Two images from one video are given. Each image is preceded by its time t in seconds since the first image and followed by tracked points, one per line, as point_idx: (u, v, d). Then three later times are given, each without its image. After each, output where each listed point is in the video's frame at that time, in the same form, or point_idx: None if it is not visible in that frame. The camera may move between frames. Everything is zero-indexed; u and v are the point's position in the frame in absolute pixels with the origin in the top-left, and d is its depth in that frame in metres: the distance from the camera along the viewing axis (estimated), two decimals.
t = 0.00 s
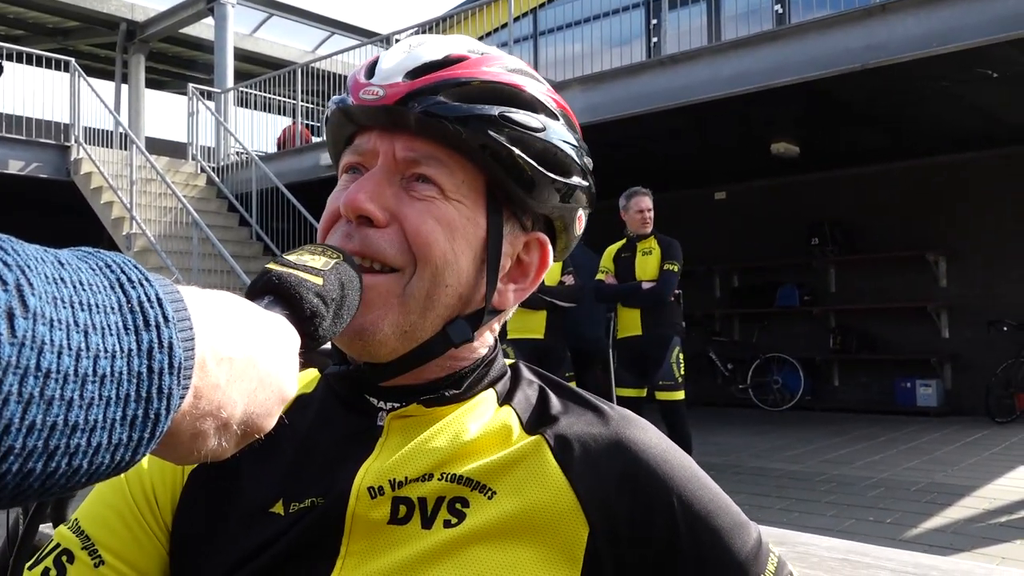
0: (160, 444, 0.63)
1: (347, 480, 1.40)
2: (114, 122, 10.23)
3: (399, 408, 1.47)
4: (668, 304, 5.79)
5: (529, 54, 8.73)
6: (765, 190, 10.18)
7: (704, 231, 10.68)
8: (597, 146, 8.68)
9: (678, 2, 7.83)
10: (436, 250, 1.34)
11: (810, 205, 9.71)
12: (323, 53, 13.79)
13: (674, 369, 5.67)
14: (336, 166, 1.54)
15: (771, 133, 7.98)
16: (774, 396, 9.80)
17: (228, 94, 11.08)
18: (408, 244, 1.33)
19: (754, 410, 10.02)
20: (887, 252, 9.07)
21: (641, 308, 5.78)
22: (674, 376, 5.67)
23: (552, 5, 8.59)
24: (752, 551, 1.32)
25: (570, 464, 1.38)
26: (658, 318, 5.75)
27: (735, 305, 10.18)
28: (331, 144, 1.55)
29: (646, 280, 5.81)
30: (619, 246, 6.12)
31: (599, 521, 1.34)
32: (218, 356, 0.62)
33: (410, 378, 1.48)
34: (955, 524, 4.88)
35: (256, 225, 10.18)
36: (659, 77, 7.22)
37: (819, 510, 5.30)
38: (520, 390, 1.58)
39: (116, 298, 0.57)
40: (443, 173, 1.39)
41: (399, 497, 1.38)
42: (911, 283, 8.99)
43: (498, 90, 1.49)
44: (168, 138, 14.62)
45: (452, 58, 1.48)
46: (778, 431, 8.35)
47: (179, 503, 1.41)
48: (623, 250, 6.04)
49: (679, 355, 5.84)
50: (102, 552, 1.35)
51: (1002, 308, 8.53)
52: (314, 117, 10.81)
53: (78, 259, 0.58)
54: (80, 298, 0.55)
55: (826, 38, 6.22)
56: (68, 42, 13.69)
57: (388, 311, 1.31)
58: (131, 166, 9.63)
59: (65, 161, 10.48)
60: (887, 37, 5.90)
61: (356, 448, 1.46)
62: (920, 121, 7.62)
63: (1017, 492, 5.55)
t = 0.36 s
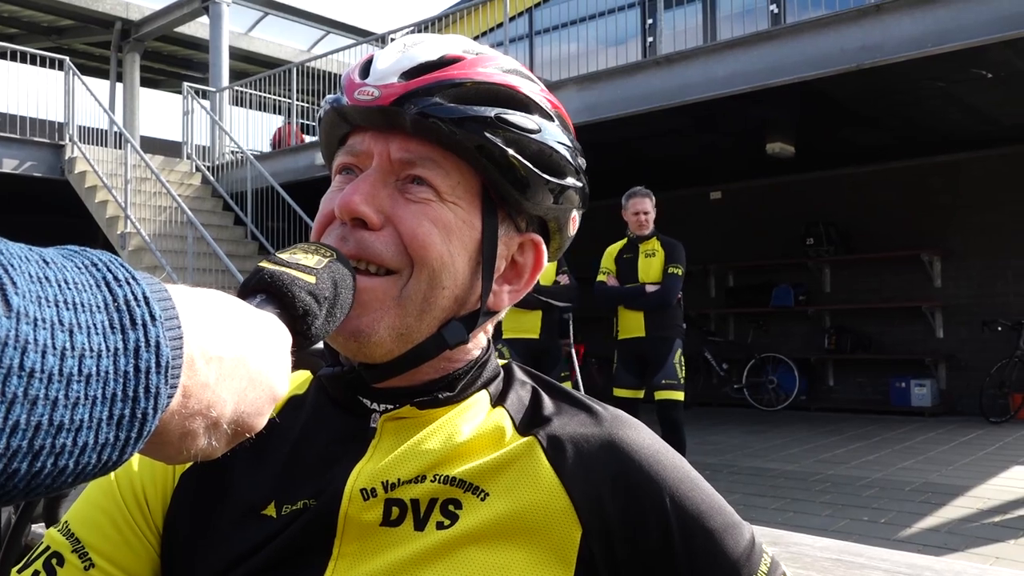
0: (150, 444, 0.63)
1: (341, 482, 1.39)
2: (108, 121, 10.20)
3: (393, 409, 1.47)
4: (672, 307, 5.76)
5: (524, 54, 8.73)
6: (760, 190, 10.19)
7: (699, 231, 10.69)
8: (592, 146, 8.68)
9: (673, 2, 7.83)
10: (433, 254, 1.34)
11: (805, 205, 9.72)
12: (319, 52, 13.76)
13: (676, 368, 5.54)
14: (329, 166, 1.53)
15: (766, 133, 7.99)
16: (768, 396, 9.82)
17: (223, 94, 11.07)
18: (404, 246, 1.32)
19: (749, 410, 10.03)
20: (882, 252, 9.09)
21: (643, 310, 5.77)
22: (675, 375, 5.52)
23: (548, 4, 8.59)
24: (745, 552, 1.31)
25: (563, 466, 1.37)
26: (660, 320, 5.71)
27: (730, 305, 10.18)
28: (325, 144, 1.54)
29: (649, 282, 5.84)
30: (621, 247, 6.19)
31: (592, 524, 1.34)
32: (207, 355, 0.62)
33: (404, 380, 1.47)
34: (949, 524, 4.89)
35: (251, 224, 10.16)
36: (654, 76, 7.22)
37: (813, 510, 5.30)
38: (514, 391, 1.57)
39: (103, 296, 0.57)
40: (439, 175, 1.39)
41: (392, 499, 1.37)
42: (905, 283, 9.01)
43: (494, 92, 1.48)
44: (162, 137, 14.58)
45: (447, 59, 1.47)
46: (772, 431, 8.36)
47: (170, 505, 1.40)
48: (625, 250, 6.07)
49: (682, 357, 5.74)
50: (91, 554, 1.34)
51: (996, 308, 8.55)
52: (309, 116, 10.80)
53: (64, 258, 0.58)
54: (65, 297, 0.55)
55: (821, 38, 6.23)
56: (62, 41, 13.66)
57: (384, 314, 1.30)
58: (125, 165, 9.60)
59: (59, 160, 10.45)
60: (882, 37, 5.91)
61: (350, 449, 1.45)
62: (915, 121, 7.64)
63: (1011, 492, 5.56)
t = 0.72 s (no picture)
0: (145, 451, 0.63)
1: (343, 484, 1.39)
2: (110, 121, 10.20)
3: (399, 413, 1.46)
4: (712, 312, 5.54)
5: (526, 55, 8.72)
6: (762, 191, 10.17)
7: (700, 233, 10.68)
8: (593, 147, 8.67)
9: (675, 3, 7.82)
10: (475, 270, 1.39)
11: (806, 207, 9.71)
12: (320, 52, 13.75)
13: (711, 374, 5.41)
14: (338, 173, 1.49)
15: (767, 134, 7.99)
16: (769, 398, 9.84)
17: (224, 94, 11.07)
18: (450, 267, 1.36)
19: (750, 411, 10.02)
20: (884, 253, 9.07)
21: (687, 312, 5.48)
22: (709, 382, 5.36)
23: (550, 5, 8.55)
24: (750, 554, 1.30)
25: (568, 467, 1.37)
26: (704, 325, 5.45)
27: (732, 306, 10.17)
28: (326, 145, 1.49)
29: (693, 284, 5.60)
30: (659, 245, 5.86)
31: (597, 527, 1.33)
32: (203, 362, 0.62)
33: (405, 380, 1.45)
34: (951, 527, 4.88)
35: (252, 225, 10.16)
36: (656, 78, 7.21)
37: (815, 512, 5.29)
38: (518, 393, 1.57)
39: (96, 303, 0.57)
40: (475, 190, 1.42)
41: (397, 501, 1.37)
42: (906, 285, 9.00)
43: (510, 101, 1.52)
44: (163, 137, 14.57)
45: (465, 72, 1.50)
46: (774, 433, 8.34)
47: (174, 507, 1.40)
48: (664, 250, 5.75)
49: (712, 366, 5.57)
50: (95, 557, 1.34)
51: (998, 310, 8.52)
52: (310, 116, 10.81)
53: (57, 264, 0.59)
54: (58, 303, 0.55)
55: (823, 40, 6.23)
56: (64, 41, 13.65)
57: (435, 335, 1.34)
58: (127, 165, 9.60)
59: (61, 160, 10.45)
60: (884, 39, 5.91)
61: (353, 451, 1.45)
62: (918, 123, 7.63)
63: (1012, 495, 5.55)
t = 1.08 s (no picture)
0: (153, 462, 0.63)
1: (345, 487, 1.39)
2: (112, 123, 10.21)
3: (399, 415, 1.46)
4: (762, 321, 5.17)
5: (527, 56, 8.72)
6: (763, 192, 10.17)
7: (702, 233, 10.68)
8: (594, 148, 8.68)
9: (676, 4, 7.82)
10: (488, 276, 1.42)
11: (808, 207, 9.70)
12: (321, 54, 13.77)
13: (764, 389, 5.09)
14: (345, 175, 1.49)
15: (769, 135, 7.98)
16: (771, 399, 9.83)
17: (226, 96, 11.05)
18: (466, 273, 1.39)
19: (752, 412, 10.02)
20: (886, 254, 9.07)
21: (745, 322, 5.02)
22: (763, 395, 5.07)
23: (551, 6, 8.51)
24: (751, 552, 1.29)
25: (567, 468, 1.37)
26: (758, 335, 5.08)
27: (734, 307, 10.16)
28: (331, 148, 1.48)
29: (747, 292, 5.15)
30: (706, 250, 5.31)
31: (598, 529, 1.33)
32: (210, 371, 0.63)
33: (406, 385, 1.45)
34: (953, 527, 4.87)
35: (254, 226, 10.17)
36: (657, 79, 7.21)
37: (817, 512, 5.29)
38: (518, 394, 1.57)
39: (103, 310, 0.58)
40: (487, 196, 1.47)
41: (398, 503, 1.37)
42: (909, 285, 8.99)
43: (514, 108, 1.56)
44: (165, 139, 14.59)
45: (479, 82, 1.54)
46: (776, 434, 8.34)
47: (176, 511, 1.40)
48: (716, 257, 5.21)
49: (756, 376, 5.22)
50: (97, 560, 1.34)
51: (1001, 310, 8.51)
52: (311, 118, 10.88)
53: (64, 271, 0.60)
54: (65, 311, 0.56)
55: (824, 40, 6.23)
56: (65, 43, 13.68)
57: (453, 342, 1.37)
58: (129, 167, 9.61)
59: (63, 163, 10.47)
60: (885, 40, 5.91)
61: (354, 454, 1.45)
62: (919, 123, 7.62)
63: (1015, 495, 5.55)
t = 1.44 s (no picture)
0: (149, 467, 0.63)
1: (342, 488, 1.39)
2: (114, 125, 10.23)
3: (397, 416, 1.46)
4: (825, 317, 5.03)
5: (528, 60, 8.73)
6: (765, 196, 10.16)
7: (703, 237, 10.68)
8: (595, 151, 8.68)
9: (678, 8, 7.82)
10: (465, 272, 1.38)
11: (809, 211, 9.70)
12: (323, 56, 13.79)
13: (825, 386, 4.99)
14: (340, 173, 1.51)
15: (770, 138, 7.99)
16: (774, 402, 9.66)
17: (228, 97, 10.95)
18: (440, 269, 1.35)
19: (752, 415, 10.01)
20: (887, 258, 9.06)
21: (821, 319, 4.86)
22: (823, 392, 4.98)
23: (554, 8, 8.49)
24: (741, 527, 1.27)
25: (556, 456, 1.38)
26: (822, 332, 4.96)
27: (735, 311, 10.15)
28: (329, 146, 1.50)
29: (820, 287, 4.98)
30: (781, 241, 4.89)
31: (592, 514, 1.32)
32: (207, 377, 0.63)
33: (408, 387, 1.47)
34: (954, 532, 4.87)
35: (255, 228, 10.17)
36: (658, 82, 7.22)
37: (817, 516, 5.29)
38: (514, 393, 1.57)
39: (102, 317, 0.58)
40: (470, 192, 1.43)
41: (396, 502, 1.37)
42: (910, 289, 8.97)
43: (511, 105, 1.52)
44: (167, 140, 14.61)
45: (468, 75, 1.51)
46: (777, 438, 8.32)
47: (173, 514, 1.40)
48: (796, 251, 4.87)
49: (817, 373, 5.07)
50: (94, 562, 1.34)
51: (1002, 315, 8.50)
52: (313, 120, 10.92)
53: (63, 278, 0.60)
54: (63, 318, 0.56)
55: (825, 44, 6.24)
56: (68, 44, 13.70)
57: (424, 337, 1.33)
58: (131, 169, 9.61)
59: (65, 164, 10.48)
60: (887, 44, 5.92)
61: (353, 456, 1.45)
62: (921, 127, 7.63)
63: (1015, 499, 5.54)
